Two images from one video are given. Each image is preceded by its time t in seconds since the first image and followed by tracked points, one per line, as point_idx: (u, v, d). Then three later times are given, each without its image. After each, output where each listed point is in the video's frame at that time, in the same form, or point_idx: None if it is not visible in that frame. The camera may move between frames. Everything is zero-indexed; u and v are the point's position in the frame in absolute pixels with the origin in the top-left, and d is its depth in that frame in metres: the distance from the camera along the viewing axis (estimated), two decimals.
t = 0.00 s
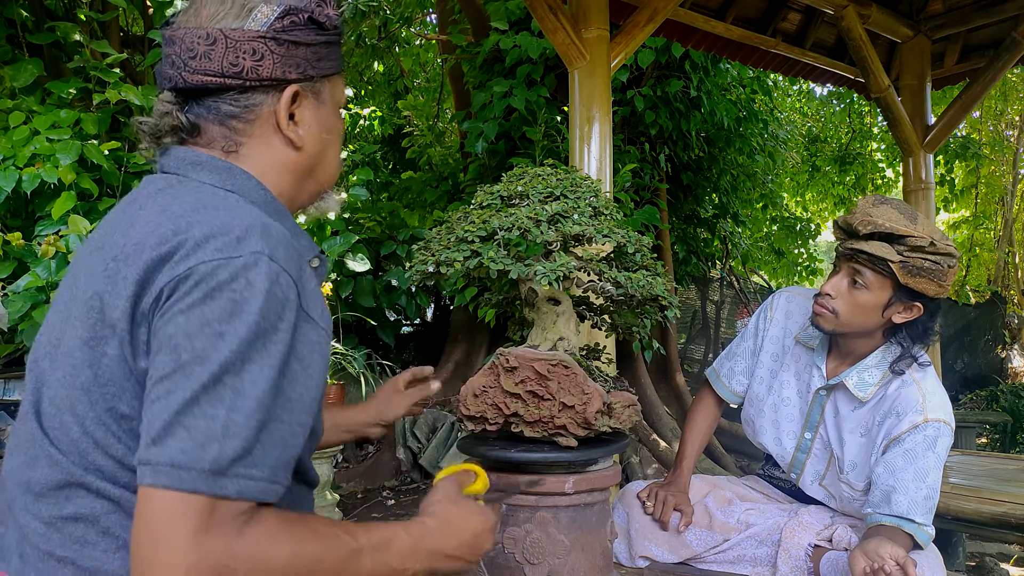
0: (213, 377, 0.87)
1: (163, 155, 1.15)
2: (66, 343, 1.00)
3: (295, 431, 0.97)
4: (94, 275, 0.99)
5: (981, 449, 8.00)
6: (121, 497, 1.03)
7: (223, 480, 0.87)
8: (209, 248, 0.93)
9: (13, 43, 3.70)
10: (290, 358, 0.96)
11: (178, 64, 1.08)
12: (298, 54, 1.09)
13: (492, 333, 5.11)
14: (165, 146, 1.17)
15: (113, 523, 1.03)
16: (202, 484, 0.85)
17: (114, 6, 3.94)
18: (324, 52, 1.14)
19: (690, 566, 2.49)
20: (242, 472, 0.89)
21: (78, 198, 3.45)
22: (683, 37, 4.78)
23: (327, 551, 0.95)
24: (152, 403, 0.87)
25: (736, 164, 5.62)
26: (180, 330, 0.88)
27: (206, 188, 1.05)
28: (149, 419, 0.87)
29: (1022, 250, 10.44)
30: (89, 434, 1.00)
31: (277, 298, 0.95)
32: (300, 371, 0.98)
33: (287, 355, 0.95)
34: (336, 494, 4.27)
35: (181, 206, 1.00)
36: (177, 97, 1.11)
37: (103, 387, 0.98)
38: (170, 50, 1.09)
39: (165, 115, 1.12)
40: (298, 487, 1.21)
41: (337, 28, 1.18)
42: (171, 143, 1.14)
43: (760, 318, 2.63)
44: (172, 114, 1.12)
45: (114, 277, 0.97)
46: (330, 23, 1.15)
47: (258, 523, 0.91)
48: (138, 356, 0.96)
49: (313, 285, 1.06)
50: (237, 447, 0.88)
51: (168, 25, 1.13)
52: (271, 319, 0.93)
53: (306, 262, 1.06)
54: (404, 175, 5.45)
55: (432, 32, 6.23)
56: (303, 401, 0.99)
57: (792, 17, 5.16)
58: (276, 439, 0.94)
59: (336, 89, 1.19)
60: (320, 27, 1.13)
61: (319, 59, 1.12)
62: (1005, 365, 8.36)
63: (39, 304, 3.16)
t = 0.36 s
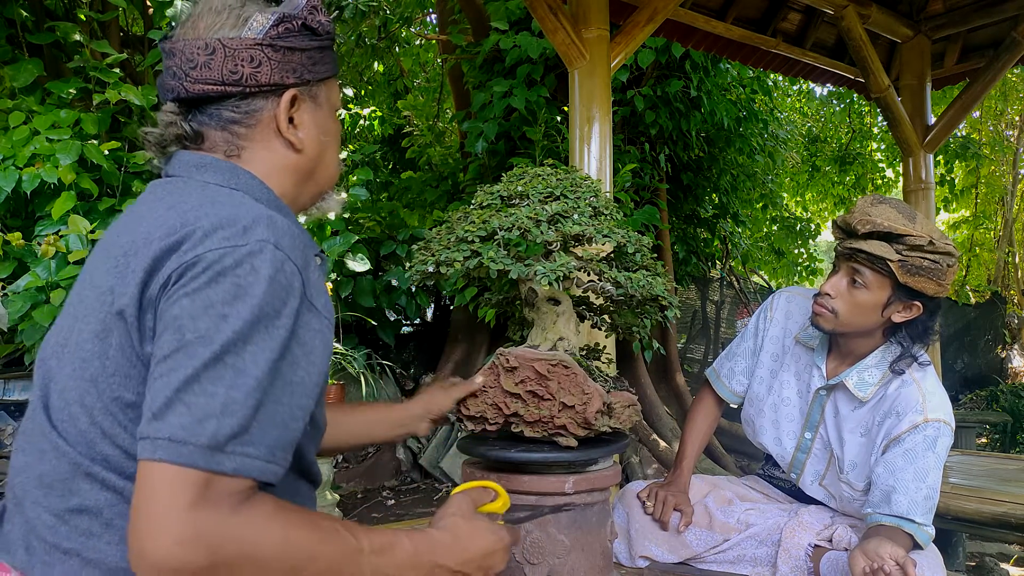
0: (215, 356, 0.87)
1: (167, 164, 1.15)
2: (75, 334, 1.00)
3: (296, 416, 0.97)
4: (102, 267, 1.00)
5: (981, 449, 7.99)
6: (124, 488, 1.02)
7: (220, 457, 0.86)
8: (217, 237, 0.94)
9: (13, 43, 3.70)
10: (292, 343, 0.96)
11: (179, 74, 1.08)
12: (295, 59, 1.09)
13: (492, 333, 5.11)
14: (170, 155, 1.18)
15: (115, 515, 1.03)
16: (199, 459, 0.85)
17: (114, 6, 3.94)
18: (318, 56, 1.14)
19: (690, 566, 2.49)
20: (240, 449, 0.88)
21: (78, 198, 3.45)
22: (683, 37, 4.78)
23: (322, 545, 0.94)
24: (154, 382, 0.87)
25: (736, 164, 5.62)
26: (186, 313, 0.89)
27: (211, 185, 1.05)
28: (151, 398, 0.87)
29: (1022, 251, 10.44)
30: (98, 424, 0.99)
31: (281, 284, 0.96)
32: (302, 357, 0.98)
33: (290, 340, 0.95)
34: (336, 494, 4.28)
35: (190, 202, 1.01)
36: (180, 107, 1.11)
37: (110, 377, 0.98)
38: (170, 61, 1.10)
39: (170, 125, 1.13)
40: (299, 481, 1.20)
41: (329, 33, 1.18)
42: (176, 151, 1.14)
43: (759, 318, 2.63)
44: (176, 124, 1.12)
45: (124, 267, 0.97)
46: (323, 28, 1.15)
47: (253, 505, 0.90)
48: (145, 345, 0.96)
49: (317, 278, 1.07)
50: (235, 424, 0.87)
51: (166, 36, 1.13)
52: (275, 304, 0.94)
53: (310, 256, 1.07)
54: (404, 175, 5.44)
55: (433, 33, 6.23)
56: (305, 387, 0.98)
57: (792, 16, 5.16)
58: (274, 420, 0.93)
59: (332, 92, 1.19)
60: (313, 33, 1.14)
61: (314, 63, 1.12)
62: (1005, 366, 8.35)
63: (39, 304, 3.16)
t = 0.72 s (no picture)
0: (224, 344, 0.88)
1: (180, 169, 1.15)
2: (90, 329, 1.01)
3: (304, 408, 0.97)
4: (116, 265, 1.02)
5: (981, 449, 7.99)
6: (135, 483, 1.01)
7: (227, 443, 0.86)
8: (231, 232, 0.95)
9: (13, 43, 3.70)
10: (301, 335, 0.97)
11: (191, 83, 1.09)
12: (302, 65, 1.10)
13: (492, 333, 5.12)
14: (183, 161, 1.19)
15: (123, 509, 1.02)
16: (207, 446, 0.85)
17: (114, 6, 3.94)
18: (324, 62, 1.15)
19: (690, 565, 2.49)
20: (247, 437, 0.88)
21: (78, 198, 3.45)
22: (683, 37, 4.78)
23: (326, 544, 0.92)
24: (164, 371, 0.88)
25: (735, 164, 5.62)
26: (197, 303, 0.89)
27: (222, 187, 1.05)
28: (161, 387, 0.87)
29: (1022, 251, 10.43)
30: (110, 420, 0.99)
31: (292, 277, 0.96)
32: (310, 349, 0.98)
33: (299, 331, 0.96)
34: (336, 494, 4.28)
35: (203, 201, 1.02)
36: (192, 114, 1.12)
37: (123, 371, 0.98)
38: (180, 70, 1.10)
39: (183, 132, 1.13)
40: (308, 480, 1.19)
41: (332, 40, 1.19)
42: (188, 157, 1.14)
43: (758, 316, 2.63)
44: (189, 130, 1.13)
45: (139, 262, 0.98)
46: (327, 34, 1.17)
47: (259, 496, 0.90)
48: (160, 340, 0.97)
49: (327, 272, 1.07)
50: (242, 411, 0.88)
51: (174, 46, 1.14)
52: (285, 296, 0.95)
53: (321, 252, 1.08)
54: (404, 175, 5.45)
55: (433, 33, 6.24)
56: (314, 380, 0.98)
57: (792, 17, 5.17)
58: (281, 409, 0.93)
59: (338, 96, 1.20)
60: (319, 39, 1.15)
61: (320, 68, 1.14)
62: (1004, 365, 8.35)
63: (39, 304, 3.16)
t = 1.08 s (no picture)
0: (244, 342, 0.88)
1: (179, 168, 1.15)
2: (96, 330, 1.00)
3: (318, 402, 0.97)
4: (121, 262, 1.01)
5: (981, 449, 7.99)
6: (135, 485, 1.01)
7: (254, 437, 0.87)
8: (241, 231, 0.96)
9: (13, 43, 3.70)
10: (314, 330, 0.97)
11: (188, 81, 1.08)
12: (299, 62, 1.10)
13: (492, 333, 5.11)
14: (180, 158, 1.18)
15: (125, 510, 1.02)
16: (234, 440, 0.85)
17: (114, 6, 3.94)
18: (320, 60, 1.15)
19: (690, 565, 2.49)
20: (272, 432, 0.88)
21: (78, 198, 3.45)
22: (683, 37, 4.78)
23: (352, 512, 0.95)
24: (183, 371, 0.87)
25: (735, 164, 5.61)
26: (214, 301, 0.89)
27: (223, 185, 1.06)
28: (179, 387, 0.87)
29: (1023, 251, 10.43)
30: (111, 421, 0.99)
31: (304, 272, 0.97)
32: (322, 343, 0.98)
33: (312, 326, 0.96)
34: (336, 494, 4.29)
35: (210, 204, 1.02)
36: (189, 112, 1.12)
37: (132, 371, 0.98)
38: (176, 69, 1.10)
39: (181, 130, 1.13)
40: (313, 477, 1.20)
41: (327, 39, 1.19)
42: (186, 156, 1.14)
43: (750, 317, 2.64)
44: (187, 128, 1.13)
45: (147, 262, 0.98)
46: (324, 31, 1.17)
47: (287, 483, 0.90)
48: (169, 337, 0.97)
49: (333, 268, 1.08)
50: (265, 405, 0.88)
51: (171, 46, 1.14)
52: (299, 292, 0.95)
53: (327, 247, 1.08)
54: (404, 175, 5.45)
55: (433, 32, 6.25)
56: (326, 373, 0.99)
57: (792, 17, 5.17)
58: (299, 403, 0.94)
59: (334, 95, 1.20)
60: (315, 37, 1.15)
61: (317, 66, 1.13)
62: (1005, 365, 8.34)
63: (39, 304, 3.16)
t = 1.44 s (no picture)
0: (367, 361, 1.06)
1: (169, 161, 1.21)
2: (119, 352, 1.04)
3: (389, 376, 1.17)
4: (147, 292, 1.04)
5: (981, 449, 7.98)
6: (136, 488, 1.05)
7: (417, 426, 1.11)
8: (282, 246, 1.04)
9: (13, 43, 3.69)
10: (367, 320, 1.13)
11: (181, 72, 1.15)
12: (294, 61, 1.16)
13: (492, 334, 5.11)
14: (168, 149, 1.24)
15: (129, 513, 1.06)
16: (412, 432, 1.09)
17: (114, 6, 3.94)
18: (320, 59, 1.21)
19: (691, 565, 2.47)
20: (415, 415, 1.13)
21: (78, 198, 3.45)
22: (683, 37, 4.78)
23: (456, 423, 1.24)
24: (312, 401, 1.04)
25: (736, 164, 5.61)
26: (306, 330, 1.02)
27: (226, 187, 1.13)
28: (325, 414, 1.04)
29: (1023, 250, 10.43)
30: (135, 433, 1.04)
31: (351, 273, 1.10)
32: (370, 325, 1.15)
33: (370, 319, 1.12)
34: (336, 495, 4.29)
35: (231, 217, 1.08)
36: (181, 104, 1.18)
37: (175, 394, 1.04)
38: (173, 59, 1.17)
39: (170, 120, 1.19)
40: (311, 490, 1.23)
41: (333, 37, 1.26)
42: (175, 147, 1.21)
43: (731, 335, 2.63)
44: (176, 120, 1.19)
45: (181, 287, 1.03)
46: (327, 31, 1.23)
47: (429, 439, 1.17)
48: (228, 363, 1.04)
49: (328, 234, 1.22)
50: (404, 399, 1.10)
51: (172, 36, 1.21)
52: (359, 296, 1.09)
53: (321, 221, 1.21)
54: (404, 175, 5.45)
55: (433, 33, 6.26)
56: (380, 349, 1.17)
57: (792, 17, 5.17)
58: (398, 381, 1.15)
59: (334, 95, 1.26)
60: (316, 35, 1.21)
61: (315, 65, 1.20)
62: (1005, 365, 8.31)
63: (40, 304, 3.17)
